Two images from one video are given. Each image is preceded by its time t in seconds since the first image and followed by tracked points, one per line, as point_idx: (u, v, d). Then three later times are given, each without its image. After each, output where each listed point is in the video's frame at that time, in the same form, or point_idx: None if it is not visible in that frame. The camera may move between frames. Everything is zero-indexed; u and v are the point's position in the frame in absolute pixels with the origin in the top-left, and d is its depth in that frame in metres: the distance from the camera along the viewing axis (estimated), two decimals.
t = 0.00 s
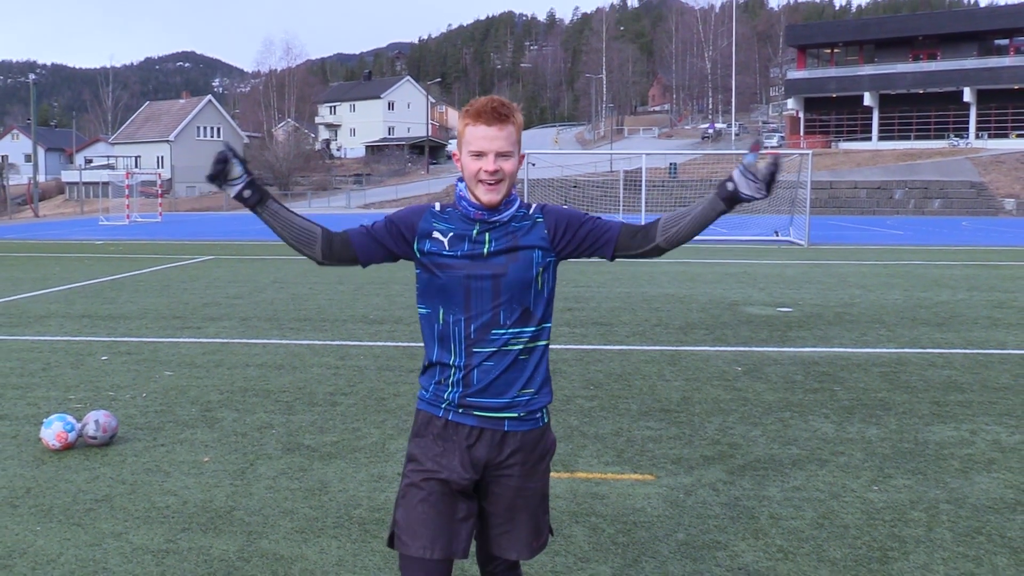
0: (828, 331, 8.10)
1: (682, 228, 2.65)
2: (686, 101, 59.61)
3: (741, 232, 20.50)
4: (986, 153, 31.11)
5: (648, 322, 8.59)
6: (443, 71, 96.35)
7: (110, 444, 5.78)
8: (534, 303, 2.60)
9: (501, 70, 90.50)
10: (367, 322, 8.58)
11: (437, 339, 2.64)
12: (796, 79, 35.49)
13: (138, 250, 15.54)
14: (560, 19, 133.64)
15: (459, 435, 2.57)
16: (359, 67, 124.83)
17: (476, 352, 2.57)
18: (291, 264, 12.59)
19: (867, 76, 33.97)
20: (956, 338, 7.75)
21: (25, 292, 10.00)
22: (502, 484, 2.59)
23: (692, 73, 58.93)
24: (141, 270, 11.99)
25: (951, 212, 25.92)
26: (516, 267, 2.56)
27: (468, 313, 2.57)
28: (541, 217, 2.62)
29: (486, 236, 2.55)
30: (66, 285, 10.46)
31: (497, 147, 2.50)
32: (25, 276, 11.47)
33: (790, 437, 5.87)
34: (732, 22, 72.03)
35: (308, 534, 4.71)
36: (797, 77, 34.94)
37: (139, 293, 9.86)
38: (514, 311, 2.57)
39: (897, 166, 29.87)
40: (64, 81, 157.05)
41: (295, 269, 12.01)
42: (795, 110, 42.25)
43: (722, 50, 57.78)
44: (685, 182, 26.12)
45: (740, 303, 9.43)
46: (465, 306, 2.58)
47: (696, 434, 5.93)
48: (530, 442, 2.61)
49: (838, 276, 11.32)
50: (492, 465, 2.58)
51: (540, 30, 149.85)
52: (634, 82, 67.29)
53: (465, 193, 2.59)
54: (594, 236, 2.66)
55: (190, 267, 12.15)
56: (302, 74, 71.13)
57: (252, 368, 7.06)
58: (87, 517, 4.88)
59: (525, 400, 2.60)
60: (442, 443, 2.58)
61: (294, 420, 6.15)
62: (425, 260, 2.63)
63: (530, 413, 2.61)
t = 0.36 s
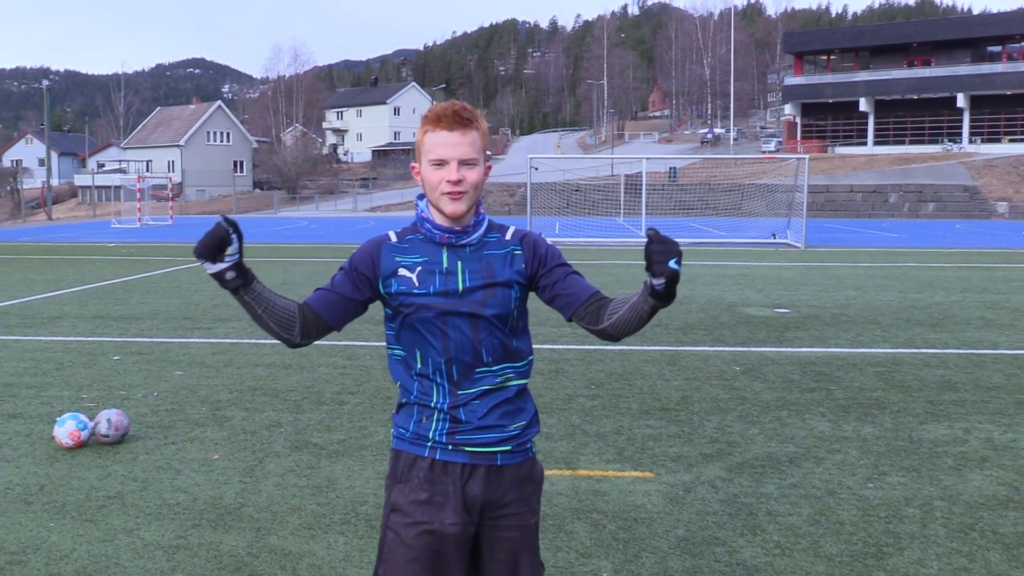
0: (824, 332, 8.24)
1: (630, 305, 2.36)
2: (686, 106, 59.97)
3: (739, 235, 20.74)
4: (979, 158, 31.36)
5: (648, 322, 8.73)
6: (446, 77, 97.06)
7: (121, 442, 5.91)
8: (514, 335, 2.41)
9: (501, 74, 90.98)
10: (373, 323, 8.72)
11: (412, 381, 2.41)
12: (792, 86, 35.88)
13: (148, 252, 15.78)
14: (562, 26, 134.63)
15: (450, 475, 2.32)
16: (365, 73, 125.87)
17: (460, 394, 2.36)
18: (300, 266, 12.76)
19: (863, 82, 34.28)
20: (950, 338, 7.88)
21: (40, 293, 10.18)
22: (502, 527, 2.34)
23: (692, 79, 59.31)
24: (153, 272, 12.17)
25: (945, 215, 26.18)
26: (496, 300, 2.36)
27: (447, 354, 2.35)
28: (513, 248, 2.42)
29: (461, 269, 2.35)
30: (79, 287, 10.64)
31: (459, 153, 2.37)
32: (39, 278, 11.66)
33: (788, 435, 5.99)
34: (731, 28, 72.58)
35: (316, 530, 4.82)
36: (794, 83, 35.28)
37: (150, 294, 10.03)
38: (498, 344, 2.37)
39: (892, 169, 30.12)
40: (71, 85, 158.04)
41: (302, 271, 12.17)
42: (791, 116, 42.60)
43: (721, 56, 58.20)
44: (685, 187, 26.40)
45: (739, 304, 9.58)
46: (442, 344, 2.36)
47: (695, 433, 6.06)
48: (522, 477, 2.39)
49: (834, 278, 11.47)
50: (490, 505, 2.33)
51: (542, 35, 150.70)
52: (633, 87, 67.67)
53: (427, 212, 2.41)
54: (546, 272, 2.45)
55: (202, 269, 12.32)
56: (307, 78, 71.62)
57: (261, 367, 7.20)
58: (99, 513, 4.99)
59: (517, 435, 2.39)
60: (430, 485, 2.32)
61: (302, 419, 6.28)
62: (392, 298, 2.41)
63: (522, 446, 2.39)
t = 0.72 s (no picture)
0: (820, 332, 8.38)
1: (619, 320, 2.32)
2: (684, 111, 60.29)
3: (737, 237, 20.92)
4: (972, 163, 31.58)
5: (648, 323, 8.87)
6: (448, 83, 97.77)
7: (133, 440, 6.04)
8: (495, 348, 2.36)
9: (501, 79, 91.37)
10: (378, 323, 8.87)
11: (387, 398, 2.35)
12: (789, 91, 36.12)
13: (158, 254, 16.02)
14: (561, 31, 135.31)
15: (430, 498, 2.27)
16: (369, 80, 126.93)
17: (438, 410, 2.30)
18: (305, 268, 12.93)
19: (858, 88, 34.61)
20: (943, 339, 8.03)
21: (53, 294, 10.37)
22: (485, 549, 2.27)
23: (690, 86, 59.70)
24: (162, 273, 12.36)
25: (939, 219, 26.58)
26: (478, 311, 2.31)
27: (425, 369, 2.30)
28: (498, 252, 2.37)
29: (440, 279, 2.30)
30: (92, 288, 10.85)
31: (439, 142, 2.30)
32: (50, 280, 11.84)
33: (785, 433, 6.13)
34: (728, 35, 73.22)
35: (324, 526, 4.92)
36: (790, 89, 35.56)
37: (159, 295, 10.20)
38: (479, 357, 2.32)
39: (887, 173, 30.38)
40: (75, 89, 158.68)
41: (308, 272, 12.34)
42: (788, 121, 42.86)
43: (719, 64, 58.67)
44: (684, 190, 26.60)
45: (736, 305, 9.72)
46: (418, 358, 2.30)
47: (695, 431, 6.20)
48: (506, 496, 2.32)
49: (831, 279, 11.63)
50: (470, 527, 2.28)
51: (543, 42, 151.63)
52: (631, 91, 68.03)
53: (403, 209, 2.34)
54: (535, 278, 2.41)
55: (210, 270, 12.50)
56: (313, 83, 72.17)
57: (270, 366, 7.35)
58: (112, 510, 5.09)
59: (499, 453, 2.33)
60: (407, 507, 2.28)
61: (309, 418, 6.42)
62: (367, 307, 2.34)
63: (505, 463, 2.33)
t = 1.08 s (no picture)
0: (816, 332, 8.54)
1: (645, 374, 2.04)
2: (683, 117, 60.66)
3: (735, 240, 21.16)
4: (965, 167, 31.81)
5: (648, 324, 9.03)
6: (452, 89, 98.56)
7: (145, 438, 6.17)
8: (535, 385, 2.05)
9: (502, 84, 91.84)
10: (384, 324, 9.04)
11: (411, 432, 2.07)
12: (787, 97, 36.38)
13: (168, 256, 16.31)
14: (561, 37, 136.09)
15: (442, 550, 1.99)
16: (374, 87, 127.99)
17: (462, 450, 2.01)
18: (313, 270, 13.16)
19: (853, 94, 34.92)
20: (936, 339, 8.19)
21: (68, 295, 10.60)
22: None
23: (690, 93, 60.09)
24: (175, 275, 12.60)
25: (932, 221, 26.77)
26: (520, 340, 2.00)
27: (453, 402, 2.01)
28: (547, 276, 2.06)
29: (478, 301, 2.00)
30: (106, 289, 11.07)
31: (484, 149, 2.01)
32: (64, 281, 12.08)
33: (781, 431, 6.28)
34: (728, 43, 73.87)
35: (331, 521, 5.00)
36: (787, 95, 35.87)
37: (171, 297, 10.40)
38: (518, 394, 2.02)
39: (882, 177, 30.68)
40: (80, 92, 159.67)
41: (315, 274, 12.56)
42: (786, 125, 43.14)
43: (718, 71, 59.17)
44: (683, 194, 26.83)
45: (734, 306, 9.89)
46: (447, 390, 2.02)
47: (694, 429, 6.35)
48: (535, 551, 2.01)
49: (827, 280, 11.82)
50: None
51: (545, 49, 152.78)
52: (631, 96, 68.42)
53: (442, 223, 2.06)
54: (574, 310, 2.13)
55: (220, 273, 12.74)
56: (321, 89, 72.80)
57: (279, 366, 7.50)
58: (124, 506, 5.17)
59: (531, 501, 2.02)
60: (418, 557, 2.01)
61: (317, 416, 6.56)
62: (397, 330, 2.06)
63: (536, 513, 2.02)
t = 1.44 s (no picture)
0: (813, 334, 8.68)
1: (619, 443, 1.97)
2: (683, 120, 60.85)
3: (733, 243, 21.31)
4: (960, 171, 31.95)
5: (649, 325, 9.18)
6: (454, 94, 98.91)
7: (156, 436, 6.30)
8: (577, 402, 2.03)
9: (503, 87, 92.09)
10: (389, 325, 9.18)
11: (446, 451, 2.05)
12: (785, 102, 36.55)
13: (177, 258, 16.53)
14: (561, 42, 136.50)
15: None
16: (378, 92, 128.47)
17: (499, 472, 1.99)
18: (319, 272, 13.33)
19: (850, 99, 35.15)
20: (930, 340, 8.33)
21: (81, 296, 10.79)
22: None
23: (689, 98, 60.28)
24: (186, 277, 12.78)
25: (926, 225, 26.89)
26: (559, 353, 1.98)
27: (489, 420, 2.00)
28: (589, 283, 2.03)
29: (514, 313, 1.98)
30: (118, 291, 11.24)
31: (519, 143, 2.00)
32: (76, 283, 12.28)
33: (777, 430, 6.43)
34: (726, 49, 74.27)
35: (339, 517, 5.10)
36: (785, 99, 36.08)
37: (181, 298, 10.58)
38: (557, 413, 2.00)
39: (877, 182, 30.88)
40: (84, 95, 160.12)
41: (321, 277, 12.72)
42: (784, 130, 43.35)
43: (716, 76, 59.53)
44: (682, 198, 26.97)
45: (733, 307, 10.04)
46: (485, 407, 2.01)
47: (693, 427, 6.49)
48: None
49: (824, 283, 11.95)
50: None
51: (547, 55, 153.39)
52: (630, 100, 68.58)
53: (477, 221, 2.05)
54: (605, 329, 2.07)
55: (230, 276, 12.94)
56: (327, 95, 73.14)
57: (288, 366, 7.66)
58: (137, 502, 5.27)
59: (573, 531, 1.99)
60: None
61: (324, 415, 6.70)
62: (431, 341, 2.05)
63: (581, 544, 2.00)
